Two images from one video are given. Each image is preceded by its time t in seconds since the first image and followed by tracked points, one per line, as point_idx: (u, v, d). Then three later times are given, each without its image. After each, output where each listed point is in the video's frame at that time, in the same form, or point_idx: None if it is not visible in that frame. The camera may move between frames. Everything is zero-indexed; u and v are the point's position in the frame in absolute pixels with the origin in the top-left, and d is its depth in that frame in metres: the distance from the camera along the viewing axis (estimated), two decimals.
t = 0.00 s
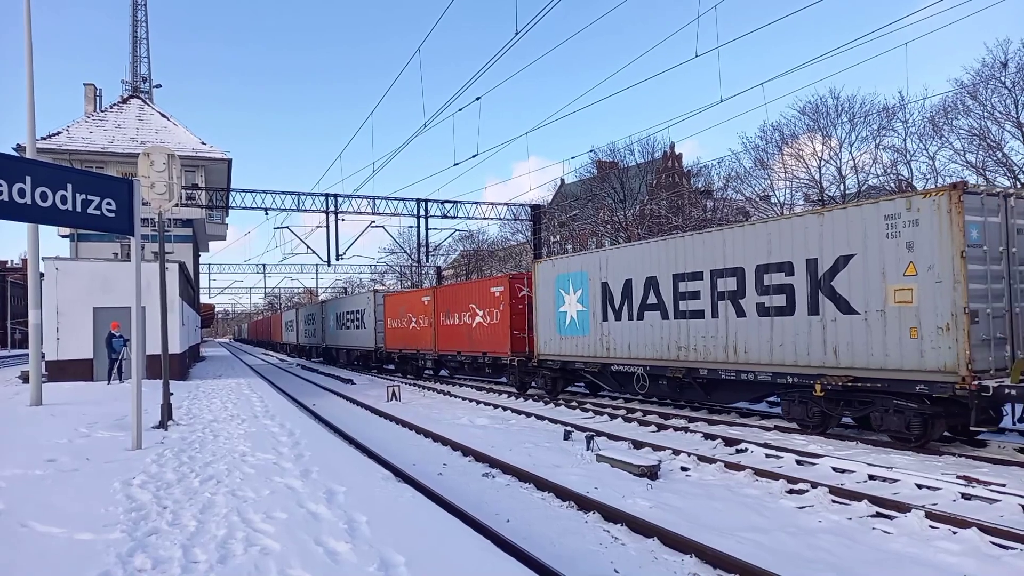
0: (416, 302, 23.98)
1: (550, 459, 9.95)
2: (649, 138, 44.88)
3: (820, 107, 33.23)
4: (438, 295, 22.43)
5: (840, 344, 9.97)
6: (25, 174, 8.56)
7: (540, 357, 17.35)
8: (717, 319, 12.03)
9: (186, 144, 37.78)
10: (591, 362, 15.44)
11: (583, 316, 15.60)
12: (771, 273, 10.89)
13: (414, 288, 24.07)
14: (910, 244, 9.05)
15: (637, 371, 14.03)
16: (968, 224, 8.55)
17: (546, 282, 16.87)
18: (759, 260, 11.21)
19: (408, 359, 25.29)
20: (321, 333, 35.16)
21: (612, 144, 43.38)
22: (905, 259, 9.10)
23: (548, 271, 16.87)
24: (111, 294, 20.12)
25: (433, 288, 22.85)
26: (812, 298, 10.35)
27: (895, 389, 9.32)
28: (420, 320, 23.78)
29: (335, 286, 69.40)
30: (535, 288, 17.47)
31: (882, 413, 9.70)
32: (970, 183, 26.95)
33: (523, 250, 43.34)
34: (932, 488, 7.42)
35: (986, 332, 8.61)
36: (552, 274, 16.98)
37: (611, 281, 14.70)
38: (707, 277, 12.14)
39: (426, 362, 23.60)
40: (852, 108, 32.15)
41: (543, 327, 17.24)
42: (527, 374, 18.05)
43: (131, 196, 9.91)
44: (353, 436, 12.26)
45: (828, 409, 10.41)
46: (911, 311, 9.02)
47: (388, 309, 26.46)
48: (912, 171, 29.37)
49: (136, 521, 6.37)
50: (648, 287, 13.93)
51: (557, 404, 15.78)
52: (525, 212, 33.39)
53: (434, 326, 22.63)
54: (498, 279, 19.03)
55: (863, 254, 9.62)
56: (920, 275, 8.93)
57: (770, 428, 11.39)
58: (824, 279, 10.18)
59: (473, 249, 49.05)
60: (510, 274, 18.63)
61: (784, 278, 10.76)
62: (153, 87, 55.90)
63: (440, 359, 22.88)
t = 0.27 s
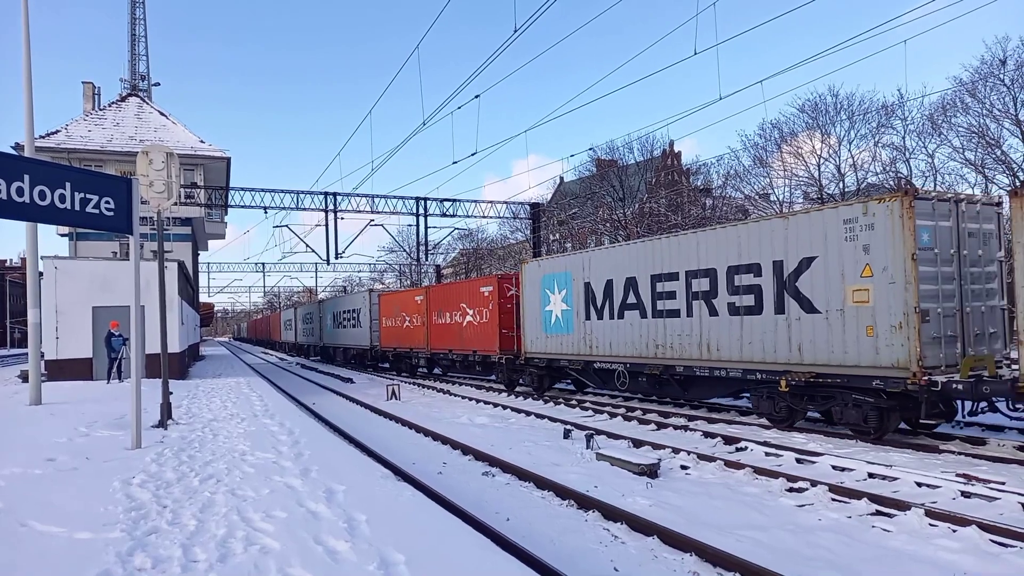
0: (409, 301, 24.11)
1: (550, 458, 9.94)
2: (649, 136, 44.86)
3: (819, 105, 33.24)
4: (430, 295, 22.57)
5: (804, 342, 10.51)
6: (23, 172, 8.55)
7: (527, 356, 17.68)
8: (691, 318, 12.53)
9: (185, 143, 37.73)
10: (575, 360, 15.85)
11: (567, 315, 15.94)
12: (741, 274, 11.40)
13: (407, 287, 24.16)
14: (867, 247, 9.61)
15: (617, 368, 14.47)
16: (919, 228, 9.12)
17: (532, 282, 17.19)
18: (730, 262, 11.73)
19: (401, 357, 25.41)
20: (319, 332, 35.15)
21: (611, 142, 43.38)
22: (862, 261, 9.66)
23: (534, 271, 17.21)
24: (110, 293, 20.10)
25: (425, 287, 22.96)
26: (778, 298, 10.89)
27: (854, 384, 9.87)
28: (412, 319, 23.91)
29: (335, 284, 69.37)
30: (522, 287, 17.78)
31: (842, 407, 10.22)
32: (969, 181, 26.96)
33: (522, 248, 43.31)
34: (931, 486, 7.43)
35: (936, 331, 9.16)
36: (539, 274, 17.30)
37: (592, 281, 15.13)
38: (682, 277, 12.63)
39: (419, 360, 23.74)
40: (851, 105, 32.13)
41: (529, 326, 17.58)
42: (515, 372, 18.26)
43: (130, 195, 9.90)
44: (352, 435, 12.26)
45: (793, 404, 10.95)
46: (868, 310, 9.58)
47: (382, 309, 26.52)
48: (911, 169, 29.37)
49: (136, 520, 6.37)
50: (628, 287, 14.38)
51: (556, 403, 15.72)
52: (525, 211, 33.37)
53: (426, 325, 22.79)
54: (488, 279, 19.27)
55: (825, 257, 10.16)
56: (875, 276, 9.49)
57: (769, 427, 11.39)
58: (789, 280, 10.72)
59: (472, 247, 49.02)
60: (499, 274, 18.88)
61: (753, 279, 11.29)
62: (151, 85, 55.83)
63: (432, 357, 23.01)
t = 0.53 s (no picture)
0: (399, 299, 24.22)
1: (547, 455, 9.95)
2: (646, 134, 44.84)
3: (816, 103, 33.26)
4: (420, 293, 22.68)
5: (769, 339, 10.96)
6: (18, 170, 8.52)
7: (512, 353, 18.01)
8: (665, 316, 12.95)
9: (181, 140, 37.62)
10: (558, 356, 16.25)
11: (551, 313, 16.29)
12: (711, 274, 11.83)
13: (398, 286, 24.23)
14: (825, 249, 10.06)
15: (597, 364, 14.89)
16: (872, 231, 9.57)
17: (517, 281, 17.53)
18: (700, 262, 12.17)
19: (393, 355, 25.52)
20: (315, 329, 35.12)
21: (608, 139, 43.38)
22: (821, 262, 10.11)
23: (519, 270, 17.56)
24: (107, 291, 20.05)
25: (416, 286, 23.05)
26: (744, 297, 11.34)
27: (814, 378, 10.33)
28: (402, 316, 24.02)
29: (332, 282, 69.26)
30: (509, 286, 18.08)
31: (802, 400, 10.74)
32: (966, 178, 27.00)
33: (519, 246, 43.28)
34: (928, 482, 7.44)
35: (890, 328, 9.64)
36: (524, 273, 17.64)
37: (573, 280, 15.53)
38: (657, 277, 13.04)
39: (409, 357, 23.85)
40: (848, 103, 32.16)
41: (514, 324, 17.91)
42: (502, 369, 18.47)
43: (126, 193, 9.87)
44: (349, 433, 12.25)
45: (759, 398, 11.39)
46: (826, 308, 10.04)
47: (374, 307, 26.61)
48: (907, 167, 29.39)
49: (133, 518, 6.36)
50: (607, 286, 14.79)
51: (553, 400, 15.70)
52: (522, 209, 33.35)
53: (416, 323, 22.92)
54: (475, 278, 19.48)
55: (787, 258, 10.61)
56: (833, 277, 9.94)
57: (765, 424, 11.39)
58: (755, 280, 11.16)
59: (469, 245, 48.98)
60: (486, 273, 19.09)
61: (722, 279, 11.72)
62: (148, 83, 55.67)
63: (422, 355, 23.12)
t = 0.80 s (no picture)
0: (390, 298, 24.20)
1: (544, 454, 9.95)
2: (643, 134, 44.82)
3: (812, 103, 33.30)
4: (410, 293, 22.65)
5: (737, 338, 11.33)
6: (13, 168, 8.48)
7: (497, 352, 18.18)
8: (641, 316, 13.28)
9: (177, 139, 37.50)
10: (540, 355, 16.49)
11: (534, 313, 16.49)
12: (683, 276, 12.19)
13: (391, 286, 24.16)
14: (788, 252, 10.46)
15: (578, 361, 15.19)
16: (831, 236, 9.99)
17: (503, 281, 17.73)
18: (673, 264, 12.54)
19: (384, 353, 25.51)
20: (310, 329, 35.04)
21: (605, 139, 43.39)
22: (784, 265, 10.51)
23: (505, 272, 17.81)
24: (102, 290, 19.99)
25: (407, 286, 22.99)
26: (714, 298, 11.70)
27: (778, 375, 10.73)
28: (393, 316, 24.00)
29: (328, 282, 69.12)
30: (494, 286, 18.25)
31: (766, 397, 11.17)
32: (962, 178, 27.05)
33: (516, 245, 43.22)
34: (923, 481, 7.46)
35: (846, 328, 10.07)
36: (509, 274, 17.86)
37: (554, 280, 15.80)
38: (634, 278, 13.36)
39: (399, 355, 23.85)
40: (844, 103, 32.22)
41: (499, 323, 18.08)
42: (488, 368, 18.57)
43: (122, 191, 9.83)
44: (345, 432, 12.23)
45: (727, 395, 11.76)
46: (788, 309, 10.44)
47: (367, 306, 26.56)
48: (904, 166, 29.42)
49: (128, 517, 6.34)
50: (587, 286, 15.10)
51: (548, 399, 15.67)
52: (519, 208, 33.29)
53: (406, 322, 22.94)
54: (462, 278, 19.57)
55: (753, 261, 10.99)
56: (795, 279, 10.35)
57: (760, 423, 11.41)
58: (724, 281, 11.53)
59: (466, 245, 48.90)
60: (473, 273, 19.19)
61: (694, 280, 12.09)
62: (143, 81, 55.49)
63: (412, 354, 23.12)
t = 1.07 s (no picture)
0: (383, 299, 24.21)
1: (542, 455, 9.95)
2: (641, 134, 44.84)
3: (810, 104, 33.36)
4: (403, 294, 22.66)
5: (708, 339, 11.46)
6: (11, 169, 8.47)
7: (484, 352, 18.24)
8: (619, 317, 13.38)
9: (175, 139, 37.47)
10: (525, 356, 16.58)
11: (520, 315, 16.50)
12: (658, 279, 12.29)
13: (384, 288, 24.13)
14: (755, 256, 10.60)
15: (561, 360, 15.28)
16: (793, 241, 10.16)
17: (490, 283, 17.77)
18: (649, 267, 12.64)
19: (378, 354, 25.50)
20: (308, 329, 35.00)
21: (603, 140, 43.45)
22: (751, 269, 10.66)
23: (491, 274, 17.86)
24: (100, 290, 19.97)
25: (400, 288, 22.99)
26: (687, 300, 11.81)
27: (745, 374, 10.90)
28: (386, 316, 24.02)
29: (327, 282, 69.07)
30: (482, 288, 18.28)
31: (737, 394, 11.25)
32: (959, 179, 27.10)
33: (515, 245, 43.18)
34: (921, 482, 7.47)
35: (810, 329, 10.26)
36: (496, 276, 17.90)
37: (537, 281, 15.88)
38: (614, 280, 13.45)
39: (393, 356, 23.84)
40: (842, 104, 32.26)
41: (486, 325, 18.12)
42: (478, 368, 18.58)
43: (120, 192, 9.82)
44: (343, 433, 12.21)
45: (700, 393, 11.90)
46: (755, 312, 10.60)
47: (361, 307, 26.56)
48: (902, 167, 29.46)
49: (126, 518, 6.33)
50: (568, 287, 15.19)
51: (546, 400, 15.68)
52: (518, 209, 33.28)
53: (398, 323, 22.97)
54: (452, 280, 19.59)
55: (723, 265, 11.12)
56: (761, 282, 10.49)
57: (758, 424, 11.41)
58: (696, 284, 11.65)
59: (464, 245, 48.89)
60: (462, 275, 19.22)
61: (668, 283, 12.18)
62: (142, 82, 55.45)
63: (405, 354, 23.11)
